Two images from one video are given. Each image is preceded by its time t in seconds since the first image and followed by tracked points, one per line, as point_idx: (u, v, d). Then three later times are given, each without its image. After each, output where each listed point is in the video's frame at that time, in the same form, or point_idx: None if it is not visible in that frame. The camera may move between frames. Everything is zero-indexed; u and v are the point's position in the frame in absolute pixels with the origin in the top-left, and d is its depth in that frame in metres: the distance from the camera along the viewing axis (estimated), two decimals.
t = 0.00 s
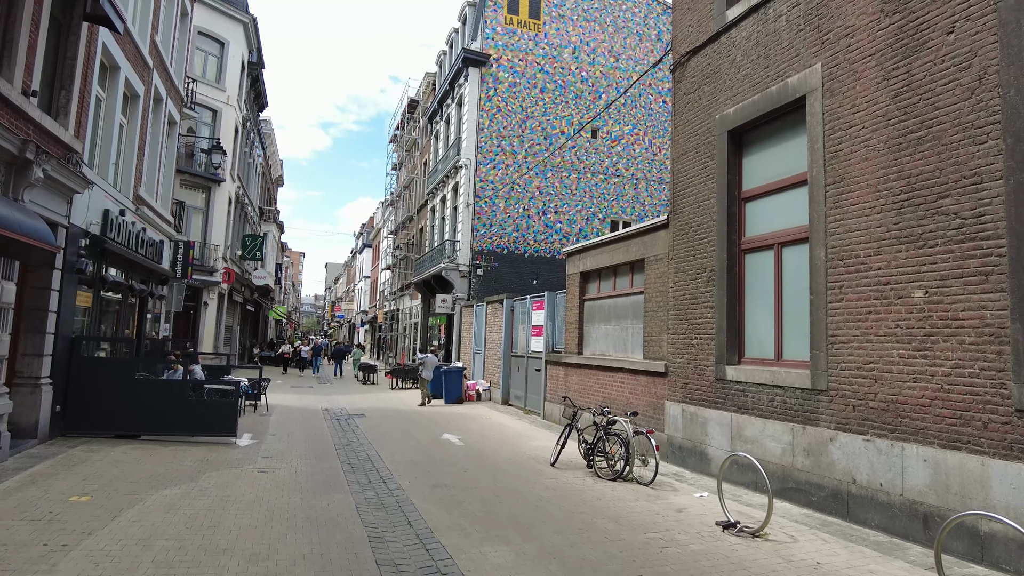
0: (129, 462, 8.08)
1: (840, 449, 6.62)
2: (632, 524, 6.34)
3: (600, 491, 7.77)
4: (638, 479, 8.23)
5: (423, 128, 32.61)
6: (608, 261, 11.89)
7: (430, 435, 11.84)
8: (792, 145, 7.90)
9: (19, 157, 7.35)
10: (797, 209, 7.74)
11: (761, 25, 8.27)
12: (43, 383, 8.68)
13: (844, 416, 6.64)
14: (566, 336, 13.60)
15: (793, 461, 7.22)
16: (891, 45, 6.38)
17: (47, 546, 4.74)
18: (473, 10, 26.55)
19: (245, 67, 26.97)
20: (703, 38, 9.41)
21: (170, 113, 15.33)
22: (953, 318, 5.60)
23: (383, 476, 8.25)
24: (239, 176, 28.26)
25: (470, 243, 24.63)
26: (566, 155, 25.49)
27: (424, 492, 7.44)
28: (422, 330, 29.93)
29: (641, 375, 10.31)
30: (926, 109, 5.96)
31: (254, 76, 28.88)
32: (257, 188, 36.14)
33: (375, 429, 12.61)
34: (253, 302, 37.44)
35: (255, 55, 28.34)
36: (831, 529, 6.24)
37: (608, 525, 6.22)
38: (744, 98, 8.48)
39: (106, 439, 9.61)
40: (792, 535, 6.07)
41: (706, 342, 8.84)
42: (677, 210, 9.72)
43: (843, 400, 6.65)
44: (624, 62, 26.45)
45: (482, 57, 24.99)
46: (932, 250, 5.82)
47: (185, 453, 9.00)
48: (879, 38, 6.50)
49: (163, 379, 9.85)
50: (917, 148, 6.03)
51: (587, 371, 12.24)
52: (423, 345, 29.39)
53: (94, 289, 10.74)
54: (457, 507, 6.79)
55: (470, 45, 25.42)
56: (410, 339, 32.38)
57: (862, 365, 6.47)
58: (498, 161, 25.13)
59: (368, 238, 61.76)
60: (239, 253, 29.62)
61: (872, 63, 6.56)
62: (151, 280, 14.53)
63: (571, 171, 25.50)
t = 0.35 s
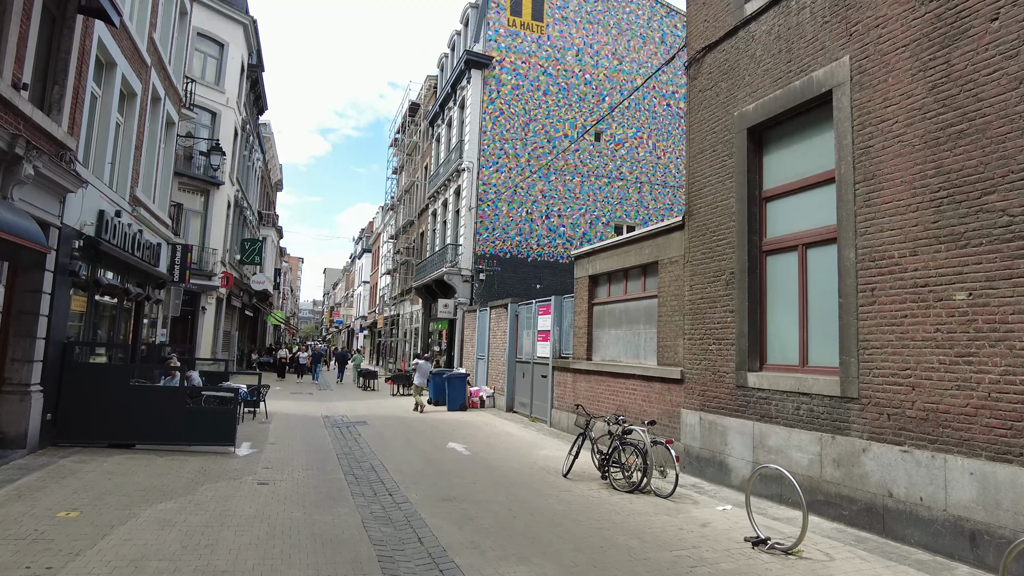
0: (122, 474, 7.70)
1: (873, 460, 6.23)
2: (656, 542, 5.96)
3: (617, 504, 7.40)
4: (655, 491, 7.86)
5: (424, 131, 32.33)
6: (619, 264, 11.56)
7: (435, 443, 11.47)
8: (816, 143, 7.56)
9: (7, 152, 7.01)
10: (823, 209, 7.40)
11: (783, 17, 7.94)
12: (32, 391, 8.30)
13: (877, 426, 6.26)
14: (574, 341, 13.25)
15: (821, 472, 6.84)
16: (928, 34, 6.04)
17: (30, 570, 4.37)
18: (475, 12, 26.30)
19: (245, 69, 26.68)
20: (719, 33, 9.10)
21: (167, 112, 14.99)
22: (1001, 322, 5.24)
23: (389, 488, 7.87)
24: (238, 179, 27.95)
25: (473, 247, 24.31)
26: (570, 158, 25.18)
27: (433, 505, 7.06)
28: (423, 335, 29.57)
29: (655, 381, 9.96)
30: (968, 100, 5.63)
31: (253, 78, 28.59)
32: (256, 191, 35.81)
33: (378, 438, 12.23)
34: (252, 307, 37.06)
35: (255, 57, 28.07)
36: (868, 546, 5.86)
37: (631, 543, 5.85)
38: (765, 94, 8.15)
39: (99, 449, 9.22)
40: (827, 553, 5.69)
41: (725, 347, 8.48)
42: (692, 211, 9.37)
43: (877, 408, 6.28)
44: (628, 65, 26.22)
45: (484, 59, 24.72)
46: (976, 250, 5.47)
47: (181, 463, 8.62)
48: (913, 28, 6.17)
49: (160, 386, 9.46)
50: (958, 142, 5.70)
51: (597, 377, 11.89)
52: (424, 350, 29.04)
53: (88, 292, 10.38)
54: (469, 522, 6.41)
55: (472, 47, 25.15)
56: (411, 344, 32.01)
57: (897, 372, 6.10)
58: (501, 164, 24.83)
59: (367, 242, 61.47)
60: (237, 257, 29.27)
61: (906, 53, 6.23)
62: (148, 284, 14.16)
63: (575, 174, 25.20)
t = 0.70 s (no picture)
0: (107, 494, 7.26)
1: (905, 481, 5.88)
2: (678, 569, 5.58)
3: (631, 527, 7.03)
4: (670, 511, 7.53)
5: (420, 140, 32.07)
6: (625, 274, 11.24)
7: (436, 459, 11.06)
8: (836, 149, 7.29)
9: None
10: (846, 216, 7.10)
11: (800, 20, 7.69)
12: (14, 406, 7.86)
13: (909, 444, 5.91)
14: (577, 353, 12.93)
15: (846, 493, 6.49)
16: (960, 34, 5.78)
17: None
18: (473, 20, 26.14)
19: (240, 76, 26.36)
20: (732, 36, 8.85)
21: (160, 117, 14.63)
22: None
23: (391, 510, 7.46)
24: (232, 187, 27.55)
25: (470, 256, 23.98)
26: (568, 167, 24.97)
27: (438, 529, 6.66)
28: (419, 345, 29.16)
29: (665, 395, 9.63)
30: (1008, 102, 5.35)
31: (248, 84, 28.29)
32: (250, 199, 35.38)
33: (376, 453, 11.81)
34: (244, 316, 36.53)
35: (249, 64, 27.75)
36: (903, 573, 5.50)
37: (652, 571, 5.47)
38: (782, 98, 7.89)
39: (83, 467, 8.77)
40: None
41: (742, 361, 8.16)
42: (705, 219, 9.08)
43: (908, 426, 5.94)
44: (627, 73, 26.08)
45: (483, 66, 24.50)
46: (1018, 259, 5.17)
47: (170, 482, 8.19)
48: (944, 28, 5.91)
49: (148, 400, 9.05)
50: (995, 145, 5.42)
51: (602, 390, 11.54)
52: (419, 361, 28.62)
53: (75, 301, 9.96)
54: (478, 548, 6.02)
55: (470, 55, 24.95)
56: (406, 355, 31.57)
57: (930, 388, 5.78)
58: (499, 172, 24.55)
59: (361, 251, 61.08)
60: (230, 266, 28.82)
61: (937, 54, 5.96)
62: (138, 293, 13.73)
63: (573, 183, 24.96)
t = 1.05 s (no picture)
0: (85, 513, 6.80)
1: (938, 493, 5.53)
2: None
3: (645, 544, 6.64)
4: (683, 527, 7.19)
5: (414, 147, 31.77)
6: (628, 279, 10.91)
7: (434, 473, 10.63)
8: (854, 145, 7.00)
9: None
10: (864, 216, 6.80)
11: (813, 13, 7.41)
12: None
13: (941, 455, 5.57)
14: (578, 361, 12.56)
15: (873, 506, 6.13)
16: (989, 21, 5.50)
17: None
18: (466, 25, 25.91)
19: (230, 81, 25.96)
20: (740, 32, 8.58)
21: (147, 120, 14.22)
22: None
23: (389, 528, 7.03)
24: (222, 195, 27.11)
25: (465, 263, 23.60)
26: (564, 173, 24.71)
27: (440, 549, 6.24)
28: (413, 355, 28.69)
29: (673, 404, 9.26)
30: None
31: (239, 91, 27.89)
32: (240, 207, 34.87)
33: (371, 466, 11.37)
34: (234, 326, 35.92)
35: (240, 69, 27.38)
36: None
37: None
38: (794, 94, 7.60)
39: (62, 484, 8.28)
40: None
41: (755, 368, 7.82)
42: (713, 221, 8.77)
43: (940, 435, 5.60)
44: (621, 79, 25.90)
45: (477, 72, 24.24)
46: None
47: (154, 500, 7.72)
48: (972, 15, 5.63)
49: (131, 412, 8.60)
50: None
51: (606, 399, 11.17)
52: (413, 371, 28.14)
53: (54, 308, 9.50)
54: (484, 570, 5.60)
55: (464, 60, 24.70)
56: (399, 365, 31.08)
57: (962, 395, 5.45)
58: (494, 178, 24.25)
59: (353, 260, 60.56)
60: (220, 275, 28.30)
61: (965, 44, 5.67)
62: (123, 301, 13.25)
63: (569, 189, 24.69)
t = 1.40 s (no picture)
0: (66, 537, 6.37)
1: (977, 508, 5.21)
2: None
3: (663, 563, 6.28)
4: (700, 543, 6.83)
5: (408, 154, 31.47)
6: (634, 285, 10.59)
7: (434, 487, 10.23)
8: (875, 143, 6.72)
9: None
10: (888, 216, 6.52)
11: (828, 7, 7.16)
12: None
13: (979, 467, 5.25)
14: (581, 369, 12.22)
15: (904, 521, 5.80)
16: None
17: None
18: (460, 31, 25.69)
19: (221, 88, 25.59)
20: (750, 29, 8.32)
21: (135, 125, 13.84)
22: None
23: (390, 549, 6.63)
24: (213, 203, 26.67)
25: (461, 270, 23.24)
26: (560, 179, 24.45)
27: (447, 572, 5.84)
28: (408, 364, 28.25)
29: (683, 414, 8.92)
30: None
31: (230, 98, 27.53)
32: (232, 216, 34.40)
33: (369, 481, 10.94)
34: (226, 337, 35.34)
35: (231, 76, 27.03)
36: None
37: None
38: (809, 91, 7.33)
39: (43, 505, 7.83)
40: None
41: (772, 376, 7.50)
42: (725, 224, 8.46)
43: (978, 446, 5.28)
44: (617, 85, 25.73)
45: (471, 77, 23.97)
46: None
47: (140, 520, 7.29)
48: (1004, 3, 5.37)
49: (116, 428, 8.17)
50: None
51: (611, 409, 10.81)
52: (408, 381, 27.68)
53: (36, 319, 9.06)
54: None
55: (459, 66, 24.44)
56: (394, 374, 30.60)
57: (1002, 402, 5.14)
58: (489, 185, 23.95)
59: (346, 270, 60.06)
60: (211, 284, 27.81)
61: (997, 34, 5.41)
62: (110, 312, 12.81)
63: (565, 195, 24.43)
